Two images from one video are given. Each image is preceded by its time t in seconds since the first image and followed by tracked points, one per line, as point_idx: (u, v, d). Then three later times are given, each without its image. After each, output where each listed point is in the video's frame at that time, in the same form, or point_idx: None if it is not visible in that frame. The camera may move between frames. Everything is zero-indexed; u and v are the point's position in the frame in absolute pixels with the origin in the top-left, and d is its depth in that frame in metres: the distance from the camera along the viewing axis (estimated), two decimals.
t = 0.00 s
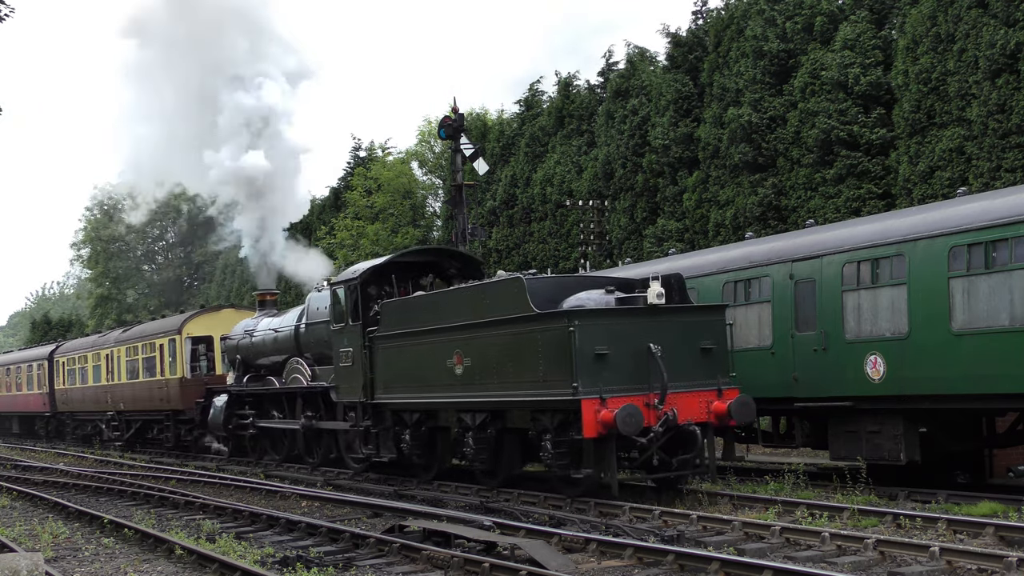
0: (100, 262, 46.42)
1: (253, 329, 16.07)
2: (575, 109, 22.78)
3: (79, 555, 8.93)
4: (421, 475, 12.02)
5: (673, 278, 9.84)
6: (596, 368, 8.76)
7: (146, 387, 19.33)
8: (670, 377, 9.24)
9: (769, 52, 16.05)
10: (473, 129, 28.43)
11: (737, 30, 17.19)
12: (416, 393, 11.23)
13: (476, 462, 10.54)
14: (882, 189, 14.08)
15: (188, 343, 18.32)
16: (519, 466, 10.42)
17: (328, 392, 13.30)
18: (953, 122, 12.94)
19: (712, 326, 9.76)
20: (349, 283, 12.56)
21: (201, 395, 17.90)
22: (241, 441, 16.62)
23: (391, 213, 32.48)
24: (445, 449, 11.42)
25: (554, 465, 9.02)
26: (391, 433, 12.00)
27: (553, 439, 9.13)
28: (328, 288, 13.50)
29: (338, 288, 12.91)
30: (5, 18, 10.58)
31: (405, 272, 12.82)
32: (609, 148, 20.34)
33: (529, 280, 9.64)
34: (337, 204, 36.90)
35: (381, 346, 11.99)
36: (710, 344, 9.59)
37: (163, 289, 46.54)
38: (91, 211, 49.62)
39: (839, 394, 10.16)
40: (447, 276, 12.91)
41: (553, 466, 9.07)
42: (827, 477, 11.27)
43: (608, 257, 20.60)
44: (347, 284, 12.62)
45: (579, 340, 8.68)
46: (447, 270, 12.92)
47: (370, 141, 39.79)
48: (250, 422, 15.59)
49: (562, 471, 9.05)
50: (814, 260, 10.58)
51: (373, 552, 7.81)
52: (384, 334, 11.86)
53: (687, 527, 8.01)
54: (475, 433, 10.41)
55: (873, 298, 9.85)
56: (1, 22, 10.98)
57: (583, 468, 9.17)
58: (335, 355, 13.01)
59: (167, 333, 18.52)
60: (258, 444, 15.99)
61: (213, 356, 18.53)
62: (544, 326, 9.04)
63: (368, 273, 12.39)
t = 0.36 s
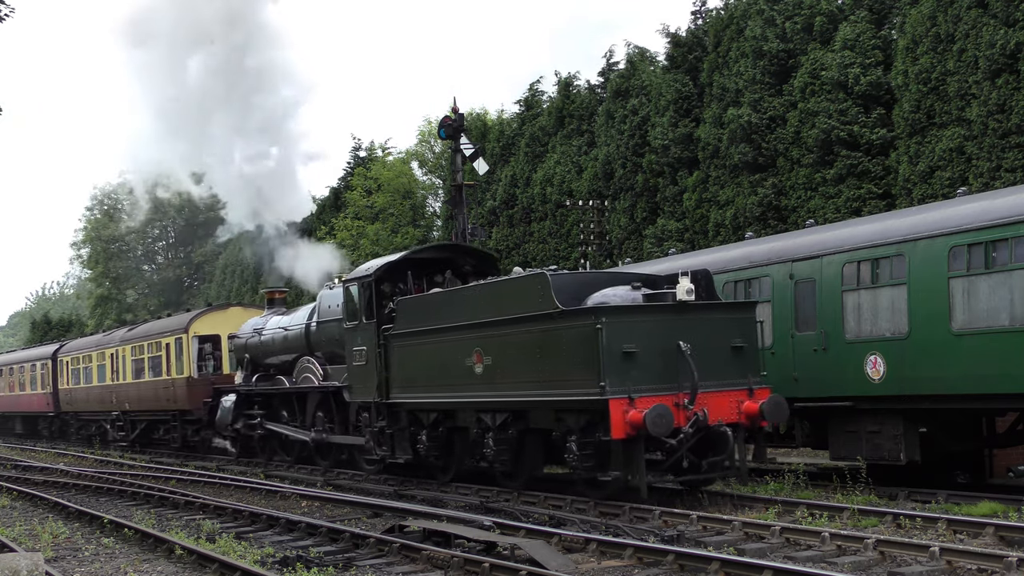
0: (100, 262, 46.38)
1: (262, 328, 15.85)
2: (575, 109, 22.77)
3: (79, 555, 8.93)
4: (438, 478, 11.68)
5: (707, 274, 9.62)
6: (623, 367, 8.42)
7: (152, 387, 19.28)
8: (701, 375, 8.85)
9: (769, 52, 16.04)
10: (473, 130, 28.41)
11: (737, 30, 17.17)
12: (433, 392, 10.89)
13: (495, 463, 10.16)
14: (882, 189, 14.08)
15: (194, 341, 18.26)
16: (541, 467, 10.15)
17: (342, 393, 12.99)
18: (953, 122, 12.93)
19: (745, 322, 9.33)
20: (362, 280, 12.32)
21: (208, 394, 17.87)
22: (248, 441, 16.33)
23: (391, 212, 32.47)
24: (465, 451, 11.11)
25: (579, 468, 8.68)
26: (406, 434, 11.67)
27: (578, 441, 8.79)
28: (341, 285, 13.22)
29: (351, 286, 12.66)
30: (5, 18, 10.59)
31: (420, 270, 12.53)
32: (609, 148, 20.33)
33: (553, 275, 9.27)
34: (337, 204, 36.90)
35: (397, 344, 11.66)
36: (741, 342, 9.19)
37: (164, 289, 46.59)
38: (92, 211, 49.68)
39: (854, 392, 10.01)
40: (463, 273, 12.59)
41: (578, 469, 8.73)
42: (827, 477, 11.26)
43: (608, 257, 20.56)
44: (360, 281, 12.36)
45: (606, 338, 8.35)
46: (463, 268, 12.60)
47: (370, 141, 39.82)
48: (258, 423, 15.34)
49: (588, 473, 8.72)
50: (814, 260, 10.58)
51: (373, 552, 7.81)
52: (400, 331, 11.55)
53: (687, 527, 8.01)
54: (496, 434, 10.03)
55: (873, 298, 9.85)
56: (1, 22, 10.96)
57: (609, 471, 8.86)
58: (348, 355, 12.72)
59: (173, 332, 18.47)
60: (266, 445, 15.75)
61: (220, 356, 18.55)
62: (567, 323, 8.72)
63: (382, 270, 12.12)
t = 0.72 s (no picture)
0: (100, 263, 46.28)
1: (271, 326, 15.67)
2: (575, 109, 22.76)
3: (79, 555, 8.93)
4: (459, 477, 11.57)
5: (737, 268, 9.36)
6: (654, 366, 8.14)
7: (158, 386, 19.22)
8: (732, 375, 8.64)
9: (769, 52, 16.03)
10: (473, 129, 28.38)
11: (737, 30, 17.16)
12: (451, 391, 10.61)
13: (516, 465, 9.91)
14: (882, 189, 14.08)
15: (202, 340, 18.18)
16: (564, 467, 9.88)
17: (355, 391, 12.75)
18: (954, 122, 12.93)
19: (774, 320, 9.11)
20: (376, 277, 12.09)
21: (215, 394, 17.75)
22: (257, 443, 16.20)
23: (391, 212, 32.42)
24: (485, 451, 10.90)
25: (608, 471, 8.38)
26: (421, 435, 11.43)
27: (605, 442, 8.48)
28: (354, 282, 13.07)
29: (364, 282, 12.43)
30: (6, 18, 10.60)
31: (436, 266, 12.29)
32: (609, 148, 20.32)
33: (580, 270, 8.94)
34: (337, 204, 36.90)
35: (412, 342, 11.41)
36: (773, 341, 8.96)
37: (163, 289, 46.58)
38: (92, 211, 49.69)
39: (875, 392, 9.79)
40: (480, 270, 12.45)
41: (605, 471, 8.44)
42: (827, 477, 11.24)
43: (608, 257, 20.50)
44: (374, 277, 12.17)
45: (636, 335, 8.07)
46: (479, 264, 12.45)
47: (370, 141, 39.84)
48: (266, 424, 15.09)
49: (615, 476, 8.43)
50: (814, 260, 10.58)
51: (373, 552, 7.81)
52: (416, 329, 11.28)
53: (687, 527, 8.01)
54: (517, 434, 9.79)
55: (873, 298, 9.85)
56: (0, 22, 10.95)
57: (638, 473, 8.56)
58: (361, 353, 12.49)
59: (180, 331, 18.39)
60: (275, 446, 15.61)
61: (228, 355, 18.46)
62: (594, 320, 8.44)
63: (396, 266, 11.89)
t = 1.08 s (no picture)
0: (101, 262, 46.16)
1: (281, 325, 15.56)
2: (575, 109, 22.74)
3: (79, 555, 8.93)
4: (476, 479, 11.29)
5: (769, 264, 8.92)
6: (686, 365, 7.87)
7: (163, 386, 19.11)
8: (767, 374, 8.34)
9: (769, 52, 16.03)
10: (473, 129, 28.33)
11: (737, 30, 17.15)
12: (470, 391, 10.42)
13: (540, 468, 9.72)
14: (882, 189, 14.08)
15: (209, 338, 18.05)
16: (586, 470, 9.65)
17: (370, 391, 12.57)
18: (954, 122, 12.93)
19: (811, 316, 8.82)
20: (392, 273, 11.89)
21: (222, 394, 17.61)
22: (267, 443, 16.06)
23: (391, 212, 32.37)
24: (506, 452, 10.78)
25: (638, 473, 8.18)
26: (438, 436, 11.27)
27: (633, 445, 8.26)
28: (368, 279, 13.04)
29: (379, 279, 12.25)
30: (6, 18, 10.60)
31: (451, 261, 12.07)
32: (609, 148, 20.32)
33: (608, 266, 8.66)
34: (337, 204, 36.90)
35: (429, 340, 11.24)
36: (808, 338, 8.69)
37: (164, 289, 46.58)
38: (92, 211, 49.72)
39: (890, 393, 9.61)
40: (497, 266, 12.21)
41: (634, 474, 8.23)
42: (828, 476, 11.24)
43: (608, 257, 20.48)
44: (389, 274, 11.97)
45: (667, 334, 7.80)
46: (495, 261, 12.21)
47: (370, 141, 39.85)
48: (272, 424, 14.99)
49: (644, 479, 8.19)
50: (814, 260, 10.58)
51: (373, 552, 7.81)
52: (433, 327, 11.09)
53: (687, 527, 8.01)
54: (541, 436, 9.59)
55: (873, 298, 9.86)
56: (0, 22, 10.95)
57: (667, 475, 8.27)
58: (375, 352, 12.34)
59: (188, 329, 18.26)
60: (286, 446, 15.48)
61: (237, 353, 18.36)
62: (621, 318, 8.23)
63: (412, 262, 11.68)
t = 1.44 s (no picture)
0: (100, 263, 46.20)
1: (291, 323, 15.36)
2: (575, 109, 22.72)
3: (79, 555, 8.93)
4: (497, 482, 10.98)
5: (804, 258, 8.72)
6: (723, 364, 7.62)
7: (170, 386, 18.97)
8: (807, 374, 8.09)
9: (769, 52, 16.02)
10: (473, 129, 28.23)
11: (737, 30, 17.12)
12: (490, 391, 10.21)
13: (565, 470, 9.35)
14: (882, 189, 14.07)
15: (218, 337, 17.79)
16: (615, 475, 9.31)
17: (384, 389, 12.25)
18: (954, 122, 12.92)
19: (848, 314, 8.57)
20: (407, 270, 11.70)
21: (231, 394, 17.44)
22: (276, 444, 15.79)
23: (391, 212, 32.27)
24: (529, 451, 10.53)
25: (671, 477, 7.88)
26: (456, 435, 11.02)
27: (666, 446, 7.96)
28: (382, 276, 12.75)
29: (395, 275, 12.04)
30: (6, 17, 10.60)
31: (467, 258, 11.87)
32: (609, 148, 20.30)
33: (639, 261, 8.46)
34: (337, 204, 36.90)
35: (448, 337, 11.07)
36: (848, 337, 8.43)
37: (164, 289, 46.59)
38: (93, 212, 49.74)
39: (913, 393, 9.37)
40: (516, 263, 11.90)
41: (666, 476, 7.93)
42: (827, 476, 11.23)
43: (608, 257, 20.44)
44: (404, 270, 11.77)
45: (703, 332, 7.54)
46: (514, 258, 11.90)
47: (370, 141, 39.85)
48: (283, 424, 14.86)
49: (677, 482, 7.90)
50: (814, 261, 10.59)
51: (373, 552, 7.81)
52: (452, 324, 10.92)
53: (687, 527, 8.01)
54: (566, 437, 9.24)
55: (873, 298, 9.87)
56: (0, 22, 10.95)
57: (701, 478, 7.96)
58: (390, 350, 12.11)
59: (196, 327, 18.02)
60: (297, 446, 15.23)
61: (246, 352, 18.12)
62: (653, 315, 7.97)
63: (429, 259, 11.50)
